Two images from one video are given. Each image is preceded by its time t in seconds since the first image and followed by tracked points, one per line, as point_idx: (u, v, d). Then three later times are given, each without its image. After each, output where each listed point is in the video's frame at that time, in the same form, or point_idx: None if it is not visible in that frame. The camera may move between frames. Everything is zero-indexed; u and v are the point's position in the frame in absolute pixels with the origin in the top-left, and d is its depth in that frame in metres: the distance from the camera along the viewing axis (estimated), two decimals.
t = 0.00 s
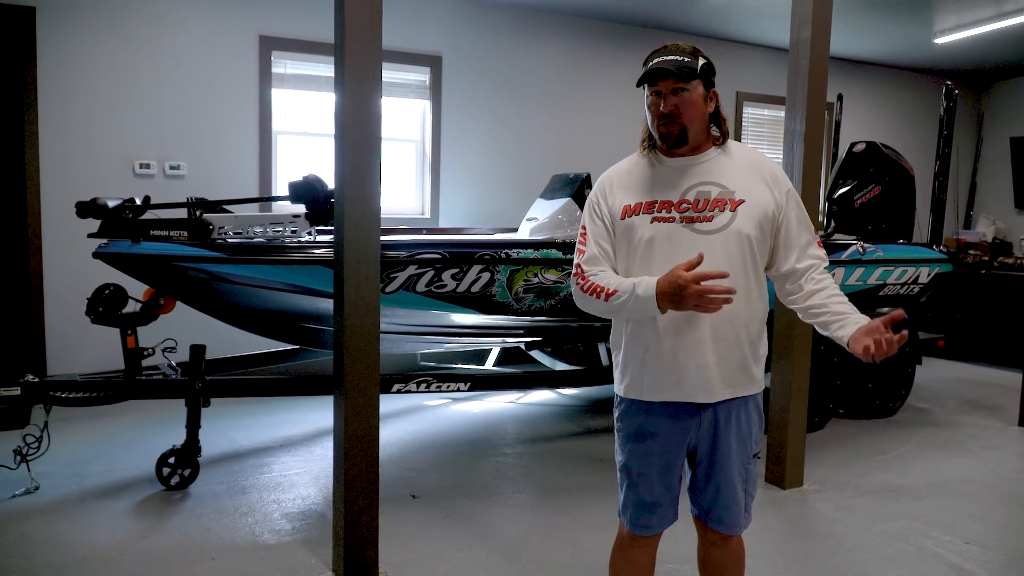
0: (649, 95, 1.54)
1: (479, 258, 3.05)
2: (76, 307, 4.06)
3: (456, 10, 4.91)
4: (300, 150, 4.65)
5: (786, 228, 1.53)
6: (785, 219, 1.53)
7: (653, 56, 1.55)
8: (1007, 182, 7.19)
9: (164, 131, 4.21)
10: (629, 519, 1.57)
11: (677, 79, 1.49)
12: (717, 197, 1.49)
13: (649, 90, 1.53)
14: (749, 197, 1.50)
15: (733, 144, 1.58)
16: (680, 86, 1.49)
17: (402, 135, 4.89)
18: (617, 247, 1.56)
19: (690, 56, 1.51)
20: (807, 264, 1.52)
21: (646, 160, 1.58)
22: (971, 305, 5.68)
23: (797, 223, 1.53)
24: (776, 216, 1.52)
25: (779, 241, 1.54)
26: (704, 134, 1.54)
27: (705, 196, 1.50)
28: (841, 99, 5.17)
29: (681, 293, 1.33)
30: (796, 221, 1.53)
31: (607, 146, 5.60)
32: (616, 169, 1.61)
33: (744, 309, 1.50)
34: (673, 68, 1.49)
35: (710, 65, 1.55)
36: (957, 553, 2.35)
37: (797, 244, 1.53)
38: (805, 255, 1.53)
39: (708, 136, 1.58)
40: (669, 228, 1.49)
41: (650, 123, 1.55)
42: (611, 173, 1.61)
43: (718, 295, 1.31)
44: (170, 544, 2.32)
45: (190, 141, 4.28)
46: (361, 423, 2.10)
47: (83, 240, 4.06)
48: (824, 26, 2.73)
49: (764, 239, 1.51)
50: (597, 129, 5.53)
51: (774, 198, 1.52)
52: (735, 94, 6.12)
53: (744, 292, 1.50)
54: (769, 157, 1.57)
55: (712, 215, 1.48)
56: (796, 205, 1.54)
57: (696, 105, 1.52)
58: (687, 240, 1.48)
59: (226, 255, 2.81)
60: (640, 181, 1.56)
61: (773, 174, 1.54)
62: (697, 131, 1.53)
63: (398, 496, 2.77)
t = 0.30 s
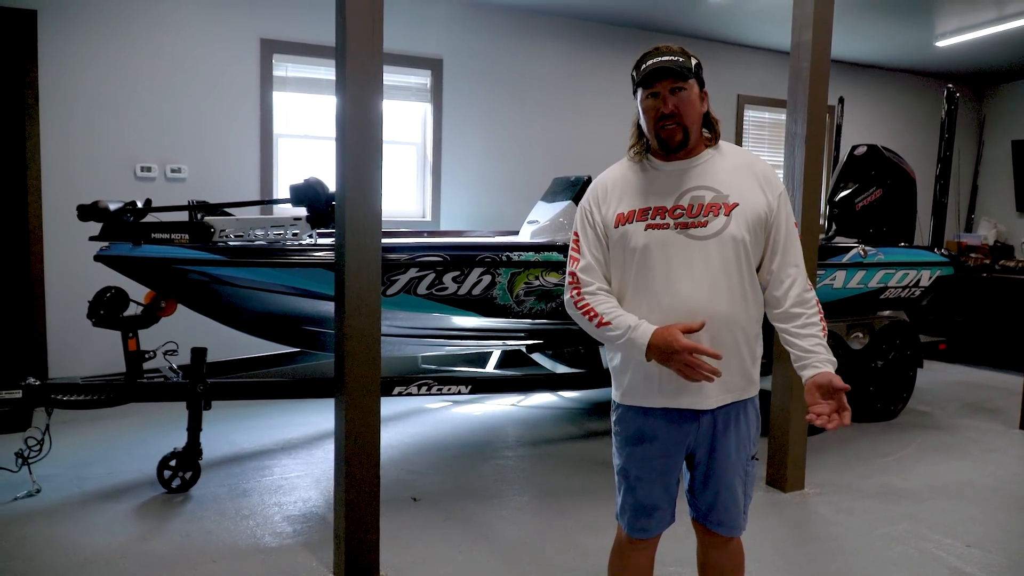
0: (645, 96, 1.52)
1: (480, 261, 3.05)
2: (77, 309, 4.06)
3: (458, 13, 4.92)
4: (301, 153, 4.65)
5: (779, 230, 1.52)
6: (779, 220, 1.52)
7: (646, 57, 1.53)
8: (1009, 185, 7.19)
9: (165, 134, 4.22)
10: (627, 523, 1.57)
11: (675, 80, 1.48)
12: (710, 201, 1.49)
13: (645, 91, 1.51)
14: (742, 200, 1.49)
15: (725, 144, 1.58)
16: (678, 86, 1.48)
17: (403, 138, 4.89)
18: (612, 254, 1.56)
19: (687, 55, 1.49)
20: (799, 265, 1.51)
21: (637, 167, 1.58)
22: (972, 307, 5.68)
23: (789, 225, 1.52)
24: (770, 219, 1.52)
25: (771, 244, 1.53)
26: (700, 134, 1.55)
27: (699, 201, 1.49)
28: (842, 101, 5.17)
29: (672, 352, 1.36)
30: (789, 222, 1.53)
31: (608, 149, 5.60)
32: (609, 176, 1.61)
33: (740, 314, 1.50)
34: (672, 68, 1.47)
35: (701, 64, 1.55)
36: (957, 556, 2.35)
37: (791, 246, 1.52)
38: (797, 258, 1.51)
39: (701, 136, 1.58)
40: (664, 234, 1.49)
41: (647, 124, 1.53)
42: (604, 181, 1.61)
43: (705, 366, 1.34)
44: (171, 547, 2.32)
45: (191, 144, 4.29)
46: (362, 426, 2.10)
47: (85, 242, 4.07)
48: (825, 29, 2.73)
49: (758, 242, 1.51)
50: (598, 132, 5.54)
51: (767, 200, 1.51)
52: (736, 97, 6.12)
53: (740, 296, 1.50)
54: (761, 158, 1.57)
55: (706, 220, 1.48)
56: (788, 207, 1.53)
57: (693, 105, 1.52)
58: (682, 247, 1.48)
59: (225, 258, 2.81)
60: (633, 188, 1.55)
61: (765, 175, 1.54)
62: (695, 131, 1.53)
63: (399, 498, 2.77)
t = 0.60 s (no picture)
0: (655, 90, 1.54)
1: (481, 262, 3.05)
2: (78, 310, 4.06)
3: (460, 15, 4.92)
4: (303, 154, 4.65)
5: (779, 232, 1.52)
6: (780, 222, 1.52)
7: (654, 56, 1.57)
8: (1010, 187, 7.18)
9: (167, 135, 4.22)
10: (626, 526, 1.57)
11: (687, 74, 1.52)
12: (712, 201, 1.49)
13: (655, 85, 1.54)
14: (744, 200, 1.49)
15: (728, 147, 1.60)
16: (690, 81, 1.51)
17: (405, 139, 4.90)
18: (612, 253, 1.56)
19: (696, 54, 1.54)
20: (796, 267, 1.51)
21: (640, 166, 1.58)
22: (974, 310, 5.67)
23: (789, 227, 1.52)
24: (771, 220, 1.52)
25: (771, 246, 1.53)
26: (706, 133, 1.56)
27: (700, 201, 1.49)
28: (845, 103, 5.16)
29: (655, 357, 1.37)
30: (790, 224, 1.53)
31: (610, 151, 5.60)
32: (611, 175, 1.60)
33: (739, 314, 1.50)
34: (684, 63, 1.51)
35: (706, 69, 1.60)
36: (959, 559, 2.35)
37: (791, 249, 1.52)
38: (797, 261, 1.51)
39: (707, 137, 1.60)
40: (665, 233, 1.49)
41: (657, 118, 1.54)
42: (605, 180, 1.60)
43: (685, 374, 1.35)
44: (172, 549, 2.32)
45: (193, 145, 4.29)
46: (361, 427, 2.10)
47: (87, 243, 4.07)
48: (827, 31, 2.73)
49: (758, 243, 1.51)
50: (600, 133, 5.53)
51: (769, 201, 1.51)
52: (738, 98, 6.11)
53: (740, 296, 1.49)
54: (763, 160, 1.57)
55: (707, 220, 1.48)
56: (789, 208, 1.53)
57: (702, 102, 1.54)
58: (682, 246, 1.48)
59: (227, 259, 2.82)
60: (634, 187, 1.55)
61: (767, 176, 1.54)
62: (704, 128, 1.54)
63: (400, 500, 2.77)
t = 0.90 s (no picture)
0: (662, 88, 1.55)
1: (482, 262, 3.05)
2: (79, 309, 4.06)
3: (461, 15, 4.92)
4: (304, 154, 4.65)
5: (786, 233, 1.52)
6: (787, 223, 1.52)
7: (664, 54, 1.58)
8: (1011, 186, 7.18)
9: (168, 134, 4.22)
10: (628, 525, 1.57)
11: (692, 71, 1.52)
12: (719, 198, 1.49)
13: (662, 83, 1.55)
14: (751, 199, 1.50)
15: (739, 148, 1.60)
16: (695, 78, 1.51)
17: (406, 138, 4.90)
18: (617, 247, 1.57)
19: (706, 51, 1.53)
20: (801, 267, 1.50)
21: (650, 163, 1.59)
22: (975, 309, 5.67)
23: (797, 230, 1.52)
24: (778, 221, 1.52)
25: (778, 247, 1.53)
26: (714, 131, 1.56)
27: (707, 197, 1.50)
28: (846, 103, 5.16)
29: (631, 347, 1.40)
30: (797, 225, 1.53)
31: (611, 150, 5.60)
32: (620, 171, 1.62)
33: (743, 312, 1.49)
34: (689, 60, 1.51)
35: (719, 66, 1.59)
36: (960, 558, 2.35)
37: (797, 250, 1.51)
38: (804, 262, 1.51)
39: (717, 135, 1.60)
40: (670, 226, 1.49)
41: (662, 116, 1.55)
42: (615, 175, 1.62)
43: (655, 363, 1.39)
44: (173, 547, 2.32)
45: (195, 144, 4.29)
46: (361, 425, 2.10)
47: (88, 242, 4.07)
48: (829, 30, 2.73)
49: (765, 242, 1.51)
50: (601, 133, 5.53)
51: (776, 201, 1.52)
52: (739, 98, 6.11)
53: (743, 294, 1.49)
54: (773, 163, 1.57)
55: (713, 216, 1.48)
56: (798, 210, 1.53)
57: (709, 100, 1.54)
58: (687, 240, 1.48)
59: (229, 258, 2.81)
60: (642, 182, 1.56)
61: (776, 178, 1.54)
62: (710, 126, 1.54)
63: (401, 499, 2.77)
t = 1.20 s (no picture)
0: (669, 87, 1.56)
1: (483, 260, 3.05)
2: (79, 307, 4.06)
3: (462, 13, 4.92)
4: (304, 153, 4.65)
5: (794, 234, 1.51)
6: (794, 225, 1.51)
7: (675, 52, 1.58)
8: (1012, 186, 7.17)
9: (169, 133, 4.22)
10: (629, 521, 1.57)
11: (698, 70, 1.51)
12: (725, 197, 1.50)
13: (669, 81, 1.56)
14: (757, 199, 1.49)
15: (749, 148, 1.59)
16: (701, 78, 1.51)
17: (406, 137, 4.90)
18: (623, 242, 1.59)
19: (714, 51, 1.53)
20: (806, 268, 1.49)
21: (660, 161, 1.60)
22: (975, 308, 5.67)
23: (805, 230, 1.51)
24: (785, 221, 1.51)
25: (785, 247, 1.52)
26: (721, 130, 1.55)
27: (713, 196, 1.50)
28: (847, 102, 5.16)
29: (591, 308, 1.46)
30: (805, 227, 1.51)
31: (612, 150, 5.60)
32: (631, 168, 1.64)
33: (745, 311, 1.48)
34: (693, 59, 1.51)
35: (731, 64, 1.57)
36: (961, 557, 2.35)
37: (804, 250, 1.50)
38: (810, 262, 1.49)
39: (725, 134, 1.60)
40: (674, 223, 1.50)
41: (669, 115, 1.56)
42: (626, 171, 1.64)
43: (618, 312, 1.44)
44: (174, 545, 2.32)
45: (195, 143, 4.29)
46: (360, 423, 2.10)
47: (88, 241, 4.07)
48: (830, 30, 2.73)
49: (770, 242, 1.50)
50: (602, 131, 5.53)
51: (784, 202, 1.51)
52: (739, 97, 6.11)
53: (745, 293, 1.48)
54: (785, 165, 1.56)
55: (718, 214, 1.49)
56: (806, 212, 1.52)
57: (716, 99, 1.54)
58: (690, 237, 1.49)
59: (229, 256, 2.81)
60: (650, 180, 1.58)
61: (785, 179, 1.53)
62: (716, 126, 1.54)
63: (402, 497, 2.77)
